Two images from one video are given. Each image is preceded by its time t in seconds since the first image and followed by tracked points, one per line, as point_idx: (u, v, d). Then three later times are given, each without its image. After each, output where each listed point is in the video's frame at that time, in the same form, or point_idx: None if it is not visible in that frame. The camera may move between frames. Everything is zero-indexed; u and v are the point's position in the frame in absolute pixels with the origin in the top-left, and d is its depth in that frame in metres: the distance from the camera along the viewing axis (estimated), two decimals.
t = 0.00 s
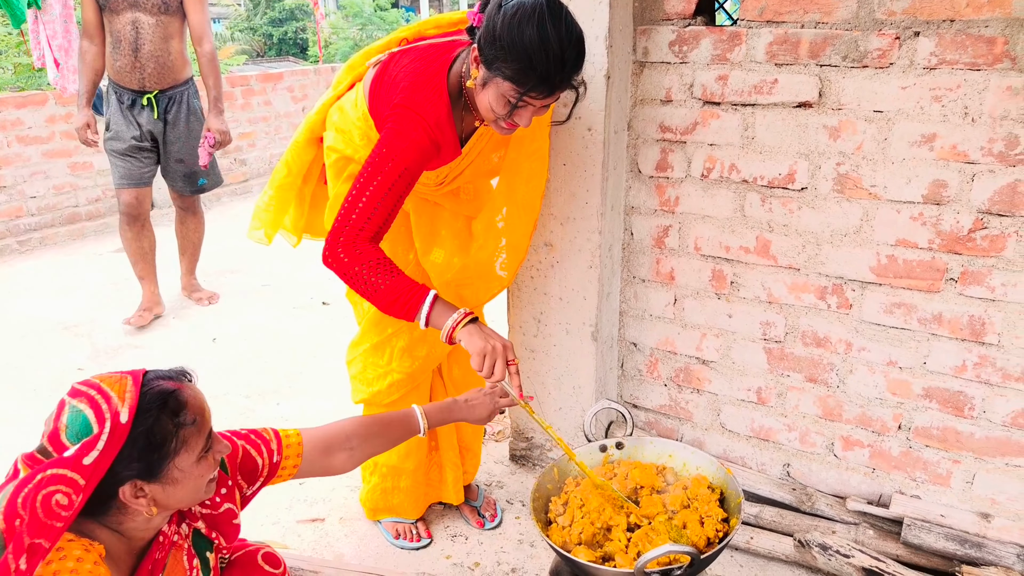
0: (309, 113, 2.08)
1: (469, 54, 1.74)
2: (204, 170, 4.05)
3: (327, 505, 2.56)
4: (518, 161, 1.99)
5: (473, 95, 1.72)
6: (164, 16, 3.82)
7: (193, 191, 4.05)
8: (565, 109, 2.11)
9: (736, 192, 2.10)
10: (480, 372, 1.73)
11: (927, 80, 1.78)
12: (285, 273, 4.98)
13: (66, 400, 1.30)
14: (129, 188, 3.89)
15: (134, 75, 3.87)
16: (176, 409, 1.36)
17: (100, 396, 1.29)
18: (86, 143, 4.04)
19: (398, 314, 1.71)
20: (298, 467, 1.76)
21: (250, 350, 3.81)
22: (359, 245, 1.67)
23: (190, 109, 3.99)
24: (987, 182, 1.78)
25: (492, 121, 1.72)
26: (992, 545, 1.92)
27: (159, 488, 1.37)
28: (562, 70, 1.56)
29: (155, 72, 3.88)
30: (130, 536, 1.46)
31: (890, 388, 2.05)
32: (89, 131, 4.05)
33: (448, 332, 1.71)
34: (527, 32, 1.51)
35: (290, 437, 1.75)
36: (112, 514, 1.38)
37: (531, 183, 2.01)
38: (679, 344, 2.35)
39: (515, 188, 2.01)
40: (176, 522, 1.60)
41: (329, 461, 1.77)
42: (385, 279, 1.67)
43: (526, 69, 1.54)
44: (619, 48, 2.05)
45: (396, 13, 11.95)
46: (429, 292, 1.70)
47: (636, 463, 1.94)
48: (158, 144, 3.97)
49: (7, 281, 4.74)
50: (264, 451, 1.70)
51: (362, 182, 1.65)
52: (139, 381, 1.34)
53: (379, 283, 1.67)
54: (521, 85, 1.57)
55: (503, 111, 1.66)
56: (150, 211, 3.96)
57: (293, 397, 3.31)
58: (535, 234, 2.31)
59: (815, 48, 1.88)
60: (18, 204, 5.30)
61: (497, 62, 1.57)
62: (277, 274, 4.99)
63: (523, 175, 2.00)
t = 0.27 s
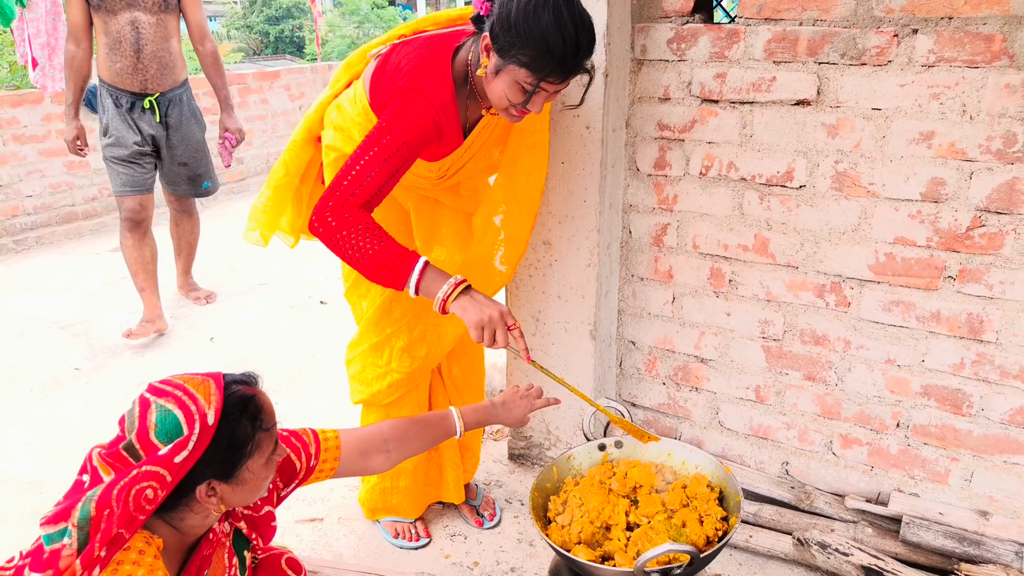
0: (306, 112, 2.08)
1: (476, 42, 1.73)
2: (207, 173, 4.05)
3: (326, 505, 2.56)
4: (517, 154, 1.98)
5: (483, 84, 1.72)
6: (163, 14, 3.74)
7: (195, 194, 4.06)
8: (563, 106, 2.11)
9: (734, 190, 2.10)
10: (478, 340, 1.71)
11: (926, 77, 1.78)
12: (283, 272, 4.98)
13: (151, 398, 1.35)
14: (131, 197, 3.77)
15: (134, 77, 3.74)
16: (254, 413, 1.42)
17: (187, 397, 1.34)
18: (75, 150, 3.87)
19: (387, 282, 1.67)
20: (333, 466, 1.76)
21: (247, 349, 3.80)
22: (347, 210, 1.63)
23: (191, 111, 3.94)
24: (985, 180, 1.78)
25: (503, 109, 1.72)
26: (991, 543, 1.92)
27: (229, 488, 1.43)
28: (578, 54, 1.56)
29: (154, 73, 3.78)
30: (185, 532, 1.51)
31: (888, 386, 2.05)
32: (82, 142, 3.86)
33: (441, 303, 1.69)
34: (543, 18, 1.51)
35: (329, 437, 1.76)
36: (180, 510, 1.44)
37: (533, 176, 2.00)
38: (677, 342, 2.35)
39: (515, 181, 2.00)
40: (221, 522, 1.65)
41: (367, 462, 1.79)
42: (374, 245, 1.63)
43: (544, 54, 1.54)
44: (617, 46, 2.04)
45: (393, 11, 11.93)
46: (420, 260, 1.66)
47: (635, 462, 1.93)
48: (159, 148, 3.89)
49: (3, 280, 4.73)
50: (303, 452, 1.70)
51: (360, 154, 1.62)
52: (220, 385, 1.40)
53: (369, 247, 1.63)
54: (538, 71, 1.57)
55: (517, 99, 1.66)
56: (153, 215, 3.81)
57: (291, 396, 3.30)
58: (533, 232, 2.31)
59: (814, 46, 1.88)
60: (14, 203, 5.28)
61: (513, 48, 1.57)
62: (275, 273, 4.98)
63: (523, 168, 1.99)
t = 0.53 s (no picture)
0: (301, 113, 2.08)
1: (474, 29, 1.73)
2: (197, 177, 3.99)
3: (325, 506, 2.56)
4: (514, 147, 1.98)
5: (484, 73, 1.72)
6: (146, 13, 3.66)
7: (187, 200, 3.99)
8: (561, 105, 2.11)
9: (732, 189, 2.10)
10: (520, 329, 1.82)
11: (923, 76, 1.78)
12: (281, 273, 4.98)
13: (156, 409, 1.34)
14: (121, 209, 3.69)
15: (118, 80, 3.66)
16: (258, 420, 1.43)
17: (194, 407, 1.34)
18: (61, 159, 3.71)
19: (420, 272, 1.68)
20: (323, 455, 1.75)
21: (246, 349, 3.80)
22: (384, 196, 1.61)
23: (178, 114, 3.87)
24: (983, 178, 1.78)
25: (505, 98, 1.72)
26: (989, 541, 1.92)
27: (234, 496, 1.43)
28: (583, 41, 1.57)
29: (138, 75, 3.69)
30: (183, 538, 1.51)
31: (887, 384, 2.05)
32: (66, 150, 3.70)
33: (487, 296, 1.77)
34: (550, 4, 1.52)
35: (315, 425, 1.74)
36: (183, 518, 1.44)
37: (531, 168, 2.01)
38: (676, 341, 2.35)
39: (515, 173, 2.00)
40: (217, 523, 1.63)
41: (350, 444, 1.81)
42: (409, 236, 1.63)
43: (550, 41, 1.55)
44: (616, 45, 2.05)
45: (390, 12, 11.93)
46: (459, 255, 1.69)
47: (634, 461, 1.93)
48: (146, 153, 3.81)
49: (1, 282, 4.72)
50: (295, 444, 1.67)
51: (377, 138, 1.61)
52: (225, 393, 1.40)
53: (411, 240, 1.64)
54: (544, 58, 1.58)
55: (522, 85, 1.66)
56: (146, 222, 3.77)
57: (290, 397, 3.30)
58: (531, 232, 2.31)
59: (811, 45, 1.88)
60: (11, 205, 5.27)
61: (518, 36, 1.57)
62: (273, 273, 4.98)
63: (521, 161, 1.99)
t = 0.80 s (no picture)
0: (291, 111, 2.07)
1: (473, 24, 1.72)
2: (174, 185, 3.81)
3: (320, 505, 2.56)
4: (510, 142, 2.00)
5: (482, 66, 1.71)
6: (114, 10, 3.50)
7: (165, 211, 3.82)
8: (557, 104, 2.11)
9: (727, 188, 2.10)
10: (520, 335, 1.88)
11: (917, 75, 1.78)
12: (277, 271, 4.97)
13: (99, 400, 1.31)
14: (101, 215, 3.64)
15: (87, 80, 3.53)
16: (203, 391, 1.42)
17: (140, 388, 1.32)
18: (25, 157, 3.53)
19: (431, 283, 1.71)
20: (241, 432, 1.73)
21: (241, 348, 3.79)
22: (396, 210, 1.63)
23: (153, 117, 3.69)
24: (976, 177, 1.78)
25: (502, 92, 1.72)
26: (983, 538, 1.93)
27: (193, 469, 1.43)
28: (582, 37, 1.58)
29: (107, 75, 3.55)
30: (135, 532, 1.49)
31: (881, 382, 2.06)
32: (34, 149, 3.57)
33: (491, 301, 1.82)
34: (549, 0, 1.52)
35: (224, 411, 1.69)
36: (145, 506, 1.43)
37: (526, 164, 2.02)
38: (671, 340, 2.35)
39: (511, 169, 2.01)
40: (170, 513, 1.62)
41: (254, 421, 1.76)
42: (420, 251, 1.66)
43: (549, 36, 1.54)
44: (611, 44, 2.05)
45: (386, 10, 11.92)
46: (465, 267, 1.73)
47: (629, 460, 1.93)
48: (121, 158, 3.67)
49: None
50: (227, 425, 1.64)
51: (384, 144, 1.60)
52: (164, 371, 1.39)
53: (422, 252, 1.67)
54: (542, 53, 1.58)
55: (519, 81, 1.66)
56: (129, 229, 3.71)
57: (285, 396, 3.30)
58: (527, 231, 2.31)
59: (806, 44, 1.88)
60: (5, 203, 5.25)
61: (517, 30, 1.57)
62: (269, 272, 4.97)
63: (517, 156, 2.01)
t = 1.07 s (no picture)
0: (297, 106, 2.07)
1: (476, 9, 1.72)
2: (147, 184, 3.39)
3: (326, 499, 2.57)
4: (514, 132, 2.01)
5: (483, 51, 1.71)
6: (95, 4, 3.27)
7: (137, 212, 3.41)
8: (561, 100, 2.11)
9: (733, 184, 2.10)
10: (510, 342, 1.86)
11: (924, 71, 1.77)
12: (282, 267, 4.98)
13: None
14: (98, 218, 3.60)
15: (66, 79, 3.34)
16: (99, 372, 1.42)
17: (37, 368, 1.32)
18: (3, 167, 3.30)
19: (431, 285, 1.76)
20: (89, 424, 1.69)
21: (247, 343, 3.81)
22: (393, 217, 1.67)
23: (135, 116, 3.42)
24: (983, 173, 1.78)
25: (504, 76, 1.72)
26: (988, 535, 1.92)
27: (101, 445, 1.44)
28: (582, 26, 1.56)
29: (87, 73, 3.34)
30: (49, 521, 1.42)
31: (887, 379, 2.06)
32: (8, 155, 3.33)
33: (480, 306, 1.83)
34: None
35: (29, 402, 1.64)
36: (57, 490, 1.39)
37: (529, 153, 2.04)
38: (676, 335, 2.36)
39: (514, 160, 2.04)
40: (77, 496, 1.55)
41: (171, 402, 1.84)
42: (419, 254, 1.71)
43: (549, 24, 1.54)
44: (617, 40, 2.05)
45: (391, 6, 11.92)
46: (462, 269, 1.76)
47: (634, 455, 1.93)
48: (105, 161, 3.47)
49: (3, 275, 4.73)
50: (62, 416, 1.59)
51: (384, 148, 1.63)
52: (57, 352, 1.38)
53: (421, 255, 1.71)
54: (542, 41, 1.57)
55: (518, 65, 1.66)
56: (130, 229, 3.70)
57: (291, 391, 3.31)
58: (532, 226, 2.31)
59: (812, 39, 1.87)
60: (13, 198, 5.27)
61: (517, 16, 1.56)
62: (275, 267, 4.99)
63: (520, 146, 2.03)
